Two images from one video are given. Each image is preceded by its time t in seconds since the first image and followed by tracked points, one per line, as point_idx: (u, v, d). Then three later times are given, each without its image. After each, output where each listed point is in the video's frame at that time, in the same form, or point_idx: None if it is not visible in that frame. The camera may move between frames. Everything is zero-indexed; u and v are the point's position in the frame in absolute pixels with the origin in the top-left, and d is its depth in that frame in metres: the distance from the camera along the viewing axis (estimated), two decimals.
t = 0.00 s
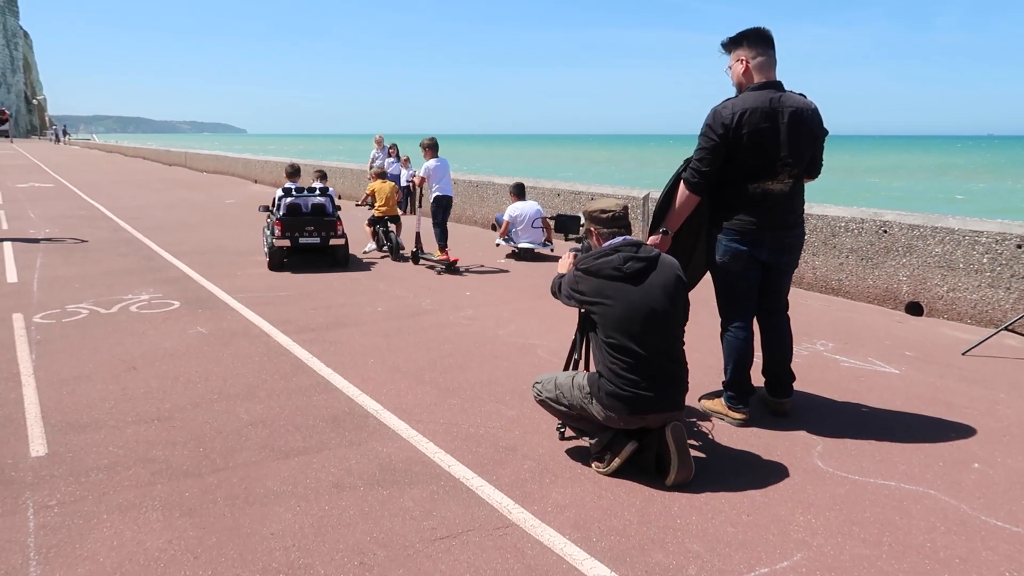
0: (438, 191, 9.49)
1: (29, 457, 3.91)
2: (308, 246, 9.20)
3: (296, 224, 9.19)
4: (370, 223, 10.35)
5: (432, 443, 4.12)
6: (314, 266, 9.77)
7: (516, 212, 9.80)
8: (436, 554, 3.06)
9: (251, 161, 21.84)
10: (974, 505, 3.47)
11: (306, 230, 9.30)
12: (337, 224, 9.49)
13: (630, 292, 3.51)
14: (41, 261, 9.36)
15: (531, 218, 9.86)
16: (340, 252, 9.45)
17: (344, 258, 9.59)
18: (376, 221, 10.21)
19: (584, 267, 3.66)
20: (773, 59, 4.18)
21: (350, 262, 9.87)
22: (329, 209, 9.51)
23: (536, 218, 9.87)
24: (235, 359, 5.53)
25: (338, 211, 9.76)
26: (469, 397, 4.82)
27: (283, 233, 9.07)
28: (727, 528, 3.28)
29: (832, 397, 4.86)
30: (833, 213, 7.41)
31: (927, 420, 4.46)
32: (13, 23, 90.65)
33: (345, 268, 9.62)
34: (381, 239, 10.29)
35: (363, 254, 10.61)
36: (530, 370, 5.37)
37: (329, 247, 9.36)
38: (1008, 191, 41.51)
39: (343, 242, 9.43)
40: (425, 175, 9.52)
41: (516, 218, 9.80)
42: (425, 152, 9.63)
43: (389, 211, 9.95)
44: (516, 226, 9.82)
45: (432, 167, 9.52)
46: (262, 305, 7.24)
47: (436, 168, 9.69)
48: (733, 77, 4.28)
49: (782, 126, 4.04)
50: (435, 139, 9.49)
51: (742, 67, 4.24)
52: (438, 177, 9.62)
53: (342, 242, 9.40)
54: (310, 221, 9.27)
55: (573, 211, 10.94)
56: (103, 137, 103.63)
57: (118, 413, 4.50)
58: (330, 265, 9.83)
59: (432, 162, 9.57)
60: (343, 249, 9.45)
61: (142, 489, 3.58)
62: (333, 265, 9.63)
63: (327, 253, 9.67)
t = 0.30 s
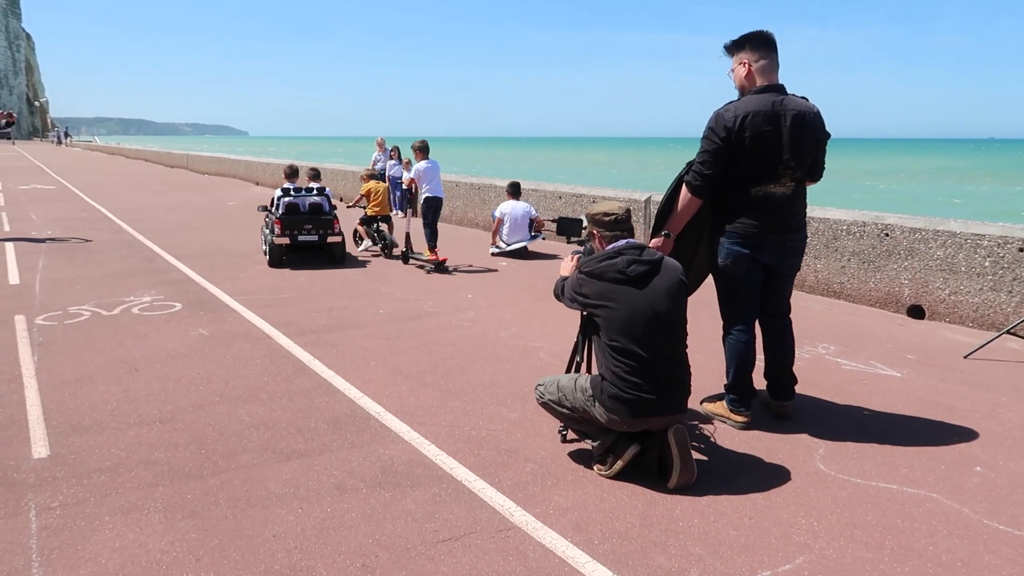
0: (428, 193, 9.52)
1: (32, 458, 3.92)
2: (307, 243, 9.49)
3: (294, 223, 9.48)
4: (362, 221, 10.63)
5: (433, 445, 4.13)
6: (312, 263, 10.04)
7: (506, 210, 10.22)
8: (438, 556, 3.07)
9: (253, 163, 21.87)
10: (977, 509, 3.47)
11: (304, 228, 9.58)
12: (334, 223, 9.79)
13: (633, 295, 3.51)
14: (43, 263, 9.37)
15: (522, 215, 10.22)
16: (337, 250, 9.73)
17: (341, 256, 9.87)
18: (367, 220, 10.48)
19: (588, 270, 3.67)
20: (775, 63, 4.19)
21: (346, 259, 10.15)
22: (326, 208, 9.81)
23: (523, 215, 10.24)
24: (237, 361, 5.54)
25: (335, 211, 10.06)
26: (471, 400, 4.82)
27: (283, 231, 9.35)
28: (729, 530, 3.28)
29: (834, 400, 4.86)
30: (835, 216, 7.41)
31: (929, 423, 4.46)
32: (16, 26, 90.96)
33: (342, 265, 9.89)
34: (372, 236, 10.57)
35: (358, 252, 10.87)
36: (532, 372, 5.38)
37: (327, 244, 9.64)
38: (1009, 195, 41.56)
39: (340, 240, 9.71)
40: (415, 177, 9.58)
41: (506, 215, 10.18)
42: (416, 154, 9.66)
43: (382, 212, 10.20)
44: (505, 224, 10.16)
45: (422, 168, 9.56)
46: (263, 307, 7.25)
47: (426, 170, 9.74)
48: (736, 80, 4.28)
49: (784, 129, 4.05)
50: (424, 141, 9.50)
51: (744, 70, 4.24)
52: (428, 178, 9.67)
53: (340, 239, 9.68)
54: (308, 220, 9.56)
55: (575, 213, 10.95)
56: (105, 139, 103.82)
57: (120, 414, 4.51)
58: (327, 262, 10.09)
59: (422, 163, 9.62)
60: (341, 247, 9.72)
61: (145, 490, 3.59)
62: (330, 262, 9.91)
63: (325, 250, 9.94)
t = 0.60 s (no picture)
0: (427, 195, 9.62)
1: (39, 459, 3.94)
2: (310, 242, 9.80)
3: (298, 222, 9.80)
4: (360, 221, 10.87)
5: (440, 447, 4.12)
6: (313, 260, 10.37)
7: (506, 209, 10.51)
8: (444, 558, 3.06)
9: (259, 165, 21.92)
10: (986, 511, 3.44)
11: (307, 227, 9.90)
12: (336, 222, 10.09)
13: (639, 296, 3.51)
14: (50, 265, 9.42)
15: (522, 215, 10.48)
16: (338, 248, 10.05)
17: (342, 254, 10.19)
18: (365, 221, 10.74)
19: (594, 271, 3.66)
20: (782, 64, 4.18)
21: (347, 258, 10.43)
22: (328, 208, 10.13)
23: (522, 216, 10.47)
24: (243, 363, 5.55)
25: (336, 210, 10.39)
26: (477, 401, 4.82)
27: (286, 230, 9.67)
28: (736, 533, 3.27)
29: (842, 403, 4.84)
30: (841, 218, 7.39)
31: (937, 426, 4.43)
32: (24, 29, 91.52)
33: (343, 263, 10.22)
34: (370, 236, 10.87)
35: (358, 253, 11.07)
36: (538, 374, 5.37)
37: (329, 243, 9.96)
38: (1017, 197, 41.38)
39: (341, 239, 10.03)
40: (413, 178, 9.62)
41: (507, 213, 10.45)
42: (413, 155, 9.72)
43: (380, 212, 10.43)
44: (506, 222, 10.41)
45: (419, 171, 9.61)
46: (269, 309, 7.26)
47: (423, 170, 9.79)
48: (742, 82, 4.28)
49: (791, 130, 4.04)
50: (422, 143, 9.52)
51: (751, 72, 4.23)
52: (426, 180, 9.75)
53: (341, 238, 10.00)
54: (311, 219, 9.88)
55: (580, 215, 10.94)
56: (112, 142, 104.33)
57: (127, 416, 4.52)
58: (328, 260, 10.42)
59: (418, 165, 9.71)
60: (342, 245, 10.03)
61: (151, 492, 3.60)
62: (331, 261, 10.19)
63: (326, 249, 10.22)
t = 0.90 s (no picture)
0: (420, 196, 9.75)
1: (42, 459, 3.94)
2: (308, 237, 10.09)
3: (296, 218, 10.10)
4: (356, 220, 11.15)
5: (441, 446, 4.13)
6: (310, 257, 10.66)
7: (503, 207, 10.63)
8: (446, 557, 3.06)
9: (261, 165, 21.94)
10: (987, 511, 3.44)
11: (305, 223, 10.20)
12: (333, 219, 10.41)
13: (639, 295, 3.51)
14: (53, 265, 9.44)
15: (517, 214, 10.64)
16: (335, 244, 10.34)
17: (338, 250, 10.49)
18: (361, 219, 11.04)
19: (594, 270, 3.66)
20: (784, 63, 4.17)
21: (343, 253, 10.79)
22: (325, 205, 10.44)
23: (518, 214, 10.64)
24: (245, 362, 5.55)
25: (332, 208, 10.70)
26: (478, 401, 4.82)
27: (285, 226, 9.96)
28: (738, 532, 3.27)
29: (843, 402, 4.83)
30: (844, 217, 7.38)
31: (940, 425, 4.42)
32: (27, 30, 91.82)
33: (339, 258, 10.51)
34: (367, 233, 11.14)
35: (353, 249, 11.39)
36: (540, 374, 5.37)
37: (326, 238, 10.25)
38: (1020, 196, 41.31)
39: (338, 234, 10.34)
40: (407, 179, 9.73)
41: (504, 211, 10.58)
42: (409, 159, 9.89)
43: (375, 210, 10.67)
44: (502, 219, 10.55)
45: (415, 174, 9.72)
46: (271, 308, 7.27)
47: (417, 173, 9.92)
48: (744, 81, 4.27)
49: (793, 129, 4.03)
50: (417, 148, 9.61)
51: (753, 71, 4.23)
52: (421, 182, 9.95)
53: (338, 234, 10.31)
54: (309, 215, 10.18)
55: (582, 215, 10.93)
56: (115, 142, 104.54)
57: (129, 416, 4.52)
58: (324, 256, 10.70)
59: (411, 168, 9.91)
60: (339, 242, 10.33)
61: (153, 491, 3.60)
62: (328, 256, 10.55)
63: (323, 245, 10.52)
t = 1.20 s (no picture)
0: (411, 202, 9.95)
1: (41, 457, 3.94)
2: (304, 232, 10.43)
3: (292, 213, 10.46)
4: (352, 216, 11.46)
5: (440, 445, 4.13)
6: (305, 251, 11.00)
7: (494, 204, 10.75)
8: (445, 555, 3.07)
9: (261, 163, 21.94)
10: (986, 509, 3.44)
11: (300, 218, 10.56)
12: (328, 214, 10.77)
13: (639, 293, 3.51)
14: (53, 263, 9.44)
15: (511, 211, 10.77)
16: (330, 238, 10.69)
17: (332, 245, 10.84)
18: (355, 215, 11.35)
19: (594, 268, 3.65)
20: (784, 60, 4.17)
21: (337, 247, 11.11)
22: (320, 201, 10.81)
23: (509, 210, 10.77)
24: (245, 361, 5.55)
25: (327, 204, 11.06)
26: (477, 399, 4.82)
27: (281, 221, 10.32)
28: (736, 530, 3.27)
29: (843, 400, 4.83)
30: (843, 214, 7.37)
31: (939, 423, 4.43)
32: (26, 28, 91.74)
33: (334, 252, 10.85)
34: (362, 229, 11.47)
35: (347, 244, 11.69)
36: (539, 372, 5.38)
37: (321, 233, 10.61)
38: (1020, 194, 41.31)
39: (332, 229, 10.69)
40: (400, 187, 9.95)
41: (495, 208, 10.70)
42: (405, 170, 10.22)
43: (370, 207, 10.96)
44: (494, 215, 10.69)
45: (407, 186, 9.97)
46: (271, 306, 7.27)
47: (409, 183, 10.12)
48: (744, 79, 4.27)
49: (793, 127, 4.03)
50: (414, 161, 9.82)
51: (753, 69, 4.23)
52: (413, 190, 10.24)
53: (332, 229, 10.67)
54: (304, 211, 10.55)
55: (582, 213, 10.93)
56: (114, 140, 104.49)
57: (129, 414, 4.53)
58: (319, 250, 11.05)
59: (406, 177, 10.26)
60: (333, 236, 10.67)
61: (153, 489, 3.60)
62: (323, 250, 10.89)
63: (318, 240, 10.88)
